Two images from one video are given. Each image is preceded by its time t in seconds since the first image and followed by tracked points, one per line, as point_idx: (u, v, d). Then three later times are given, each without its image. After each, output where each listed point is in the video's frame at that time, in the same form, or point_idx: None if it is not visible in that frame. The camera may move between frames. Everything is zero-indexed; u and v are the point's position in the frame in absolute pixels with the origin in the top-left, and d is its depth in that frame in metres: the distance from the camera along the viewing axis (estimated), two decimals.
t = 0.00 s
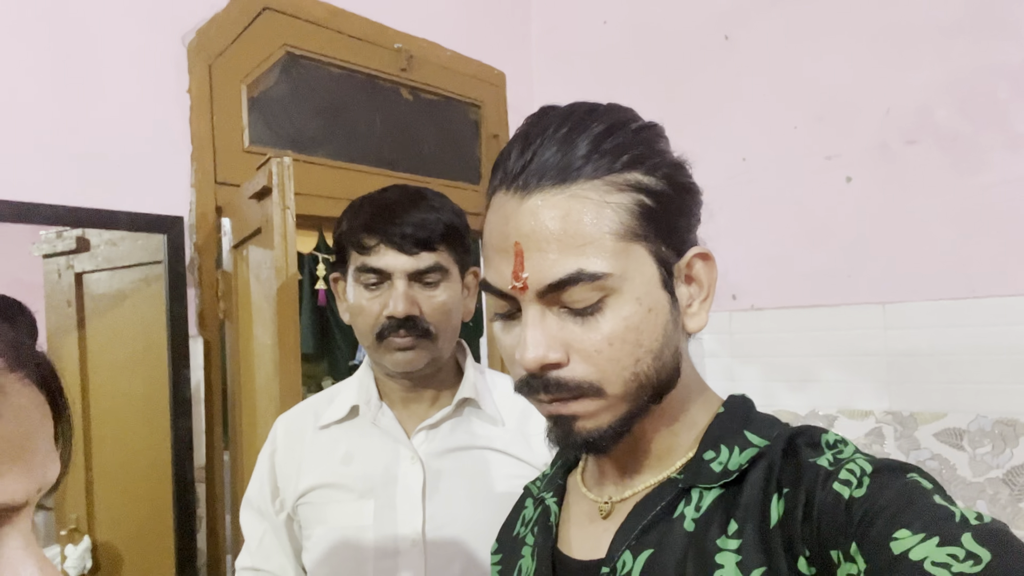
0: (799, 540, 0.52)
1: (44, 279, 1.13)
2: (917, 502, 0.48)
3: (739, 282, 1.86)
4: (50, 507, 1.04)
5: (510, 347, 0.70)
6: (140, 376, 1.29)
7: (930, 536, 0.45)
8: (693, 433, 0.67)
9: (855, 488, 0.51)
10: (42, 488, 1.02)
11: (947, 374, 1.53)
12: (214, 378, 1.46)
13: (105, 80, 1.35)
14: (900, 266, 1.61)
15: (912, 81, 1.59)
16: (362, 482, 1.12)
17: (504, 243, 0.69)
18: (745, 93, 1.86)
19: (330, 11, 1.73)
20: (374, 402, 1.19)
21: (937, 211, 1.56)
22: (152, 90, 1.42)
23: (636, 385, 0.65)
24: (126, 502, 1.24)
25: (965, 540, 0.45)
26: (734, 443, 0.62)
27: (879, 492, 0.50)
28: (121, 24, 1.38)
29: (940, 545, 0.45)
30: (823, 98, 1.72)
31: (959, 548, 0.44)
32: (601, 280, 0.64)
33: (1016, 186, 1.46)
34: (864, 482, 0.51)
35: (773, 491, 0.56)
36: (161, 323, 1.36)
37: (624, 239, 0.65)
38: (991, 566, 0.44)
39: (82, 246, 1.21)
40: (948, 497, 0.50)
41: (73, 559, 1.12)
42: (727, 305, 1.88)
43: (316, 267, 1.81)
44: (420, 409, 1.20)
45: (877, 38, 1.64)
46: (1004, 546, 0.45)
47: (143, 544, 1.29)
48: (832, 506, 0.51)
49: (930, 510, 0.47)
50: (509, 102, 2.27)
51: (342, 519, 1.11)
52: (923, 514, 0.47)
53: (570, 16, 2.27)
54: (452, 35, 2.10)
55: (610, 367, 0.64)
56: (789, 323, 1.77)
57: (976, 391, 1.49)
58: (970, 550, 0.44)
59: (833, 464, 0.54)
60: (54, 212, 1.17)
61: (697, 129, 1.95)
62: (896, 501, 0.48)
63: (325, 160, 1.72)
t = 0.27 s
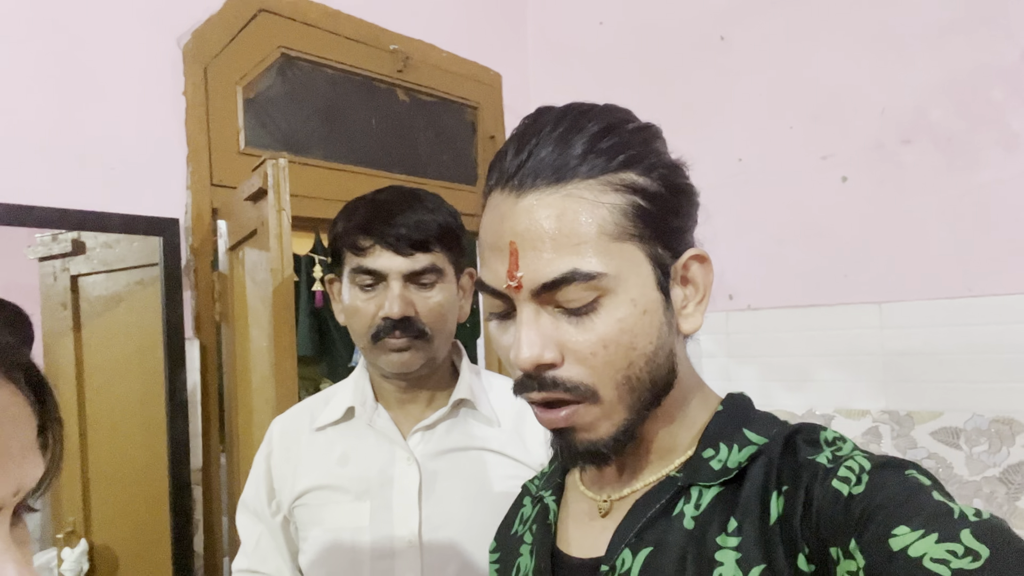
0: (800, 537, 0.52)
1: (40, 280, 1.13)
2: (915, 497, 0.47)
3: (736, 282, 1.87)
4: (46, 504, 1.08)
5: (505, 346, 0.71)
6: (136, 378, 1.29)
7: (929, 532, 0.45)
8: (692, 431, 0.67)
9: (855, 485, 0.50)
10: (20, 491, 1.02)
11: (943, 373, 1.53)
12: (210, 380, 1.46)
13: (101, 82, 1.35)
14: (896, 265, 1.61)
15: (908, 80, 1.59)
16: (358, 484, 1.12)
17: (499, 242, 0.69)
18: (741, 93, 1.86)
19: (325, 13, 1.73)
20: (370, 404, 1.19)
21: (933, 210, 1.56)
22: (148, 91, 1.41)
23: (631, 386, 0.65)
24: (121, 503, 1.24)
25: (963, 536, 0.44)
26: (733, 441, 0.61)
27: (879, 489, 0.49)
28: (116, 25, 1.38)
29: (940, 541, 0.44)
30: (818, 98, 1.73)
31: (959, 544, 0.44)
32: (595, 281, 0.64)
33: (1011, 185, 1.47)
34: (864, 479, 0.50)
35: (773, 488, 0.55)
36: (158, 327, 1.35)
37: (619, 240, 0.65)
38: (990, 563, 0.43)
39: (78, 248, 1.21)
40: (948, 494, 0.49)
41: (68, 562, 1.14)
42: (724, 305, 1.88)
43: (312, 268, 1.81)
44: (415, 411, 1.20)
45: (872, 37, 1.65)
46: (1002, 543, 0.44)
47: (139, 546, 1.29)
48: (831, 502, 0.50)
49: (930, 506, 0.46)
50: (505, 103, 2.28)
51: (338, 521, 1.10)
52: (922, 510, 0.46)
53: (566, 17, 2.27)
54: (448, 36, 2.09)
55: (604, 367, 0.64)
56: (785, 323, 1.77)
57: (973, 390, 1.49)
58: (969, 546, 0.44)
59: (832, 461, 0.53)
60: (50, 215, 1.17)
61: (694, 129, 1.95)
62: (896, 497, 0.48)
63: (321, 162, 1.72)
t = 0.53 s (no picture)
0: (804, 546, 0.51)
1: (33, 281, 1.16)
2: (919, 504, 0.47)
3: (733, 280, 1.87)
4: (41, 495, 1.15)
5: (506, 357, 0.70)
6: (131, 380, 1.28)
7: (933, 540, 0.45)
8: (692, 439, 0.67)
9: (858, 492, 0.50)
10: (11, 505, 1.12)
11: (940, 371, 1.53)
12: (207, 381, 1.45)
13: (94, 81, 1.33)
14: (895, 263, 1.61)
15: (905, 78, 1.59)
16: (356, 487, 1.12)
17: (498, 253, 0.68)
18: (737, 91, 1.86)
19: (321, 10, 1.72)
20: (368, 407, 1.19)
21: (930, 209, 1.56)
22: (142, 91, 1.40)
23: (633, 396, 0.64)
24: (117, 503, 1.24)
25: (968, 544, 0.44)
26: (735, 448, 0.61)
27: (881, 496, 0.49)
28: (109, 24, 1.37)
29: (944, 549, 0.44)
30: (816, 96, 1.72)
31: (963, 552, 0.44)
32: (596, 290, 0.64)
33: (1008, 183, 1.47)
34: (867, 486, 0.50)
35: (774, 496, 0.55)
36: (154, 327, 1.33)
37: (619, 249, 0.64)
38: (995, 570, 0.43)
39: (72, 248, 1.21)
40: (951, 500, 0.49)
41: (66, 563, 1.18)
42: (722, 304, 1.88)
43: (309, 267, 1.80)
44: (415, 413, 1.20)
45: (869, 35, 1.65)
46: (1007, 550, 0.44)
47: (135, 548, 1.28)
48: (834, 510, 0.50)
49: (934, 514, 0.46)
50: (503, 100, 2.26)
51: (336, 526, 1.09)
52: (926, 518, 0.46)
53: (563, 13, 2.26)
54: (445, 33, 2.08)
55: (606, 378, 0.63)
56: (783, 321, 1.77)
57: (970, 388, 1.50)
58: (973, 554, 0.44)
59: (834, 468, 0.53)
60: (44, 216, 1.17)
61: (691, 126, 1.95)
62: (899, 505, 0.47)
63: (318, 161, 1.71)
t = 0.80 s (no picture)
0: (807, 544, 0.51)
1: (31, 282, 1.15)
2: (923, 502, 0.47)
3: (731, 281, 1.87)
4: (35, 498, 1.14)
5: (508, 355, 0.70)
6: (128, 381, 1.28)
7: (937, 537, 0.45)
8: (695, 438, 0.67)
9: (861, 490, 0.50)
10: None
11: (938, 372, 1.53)
12: (205, 382, 1.45)
13: (92, 81, 1.33)
14: (893, 264, 1.61)
15: (903, 79, 1.60)
16: (357, 488, 1.11)
17: (501, 251, 0.68)
18: (735, 92, 1.86)
19: (319, 12, 1.72)
20: (369, 407, 1.18)
21: (928, 209, 1.56)
22: (140, 91, 1.40)
23: (635, 394, 0.64)
24: (113, 505, 1.24)
25: (972, 542, 0.44)
26: (738, 446, 0.61)
27: (885, 494, 0.49)
28: (107, 24, 1.36)
29: (948, 546, 0.44)
30: (814, 97, 1.73)
31: (966, 549, 0.44)
32: (597, 288, 0.64)
33: (1006, 184, 1.47)
34: (870, 484, 0.50)
35: (778, 494, 0.55)
36: (152, 328, 1.33)
37: (621, 246, 0.64)
38: (1000, 567, 0.43)
39: (70, 249, 1.20)
40: (955, 498, 0.49)
41: (62, 566, 1.16)
42: (720, 305, 1.88)
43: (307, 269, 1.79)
44: (415, 414, 1.19)
45: (867, 36, 1.65)
46: (1011, 547, 0.44)
47: (133, 550, 1.28)
48: (837, 507, 0.50)
49: (938, 511, 0.46)
50: (501, 101, 2.26)
51: (336, 527, 1.09)
52: (930, 515, 0.46)
53: (561, 15, 2.26)
54: (443, 34, 2.08)
55: (608, 375, 0.63)
56: (781, 322, 1.77)
57: (969, 388, 1.50)
58: (978, 551, 0.44)
59: (838, 466, 0.53)
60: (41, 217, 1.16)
61: (689, 128, 1.95)
62: (903, 502, 0.47)
63: (317, 162, 1.71)
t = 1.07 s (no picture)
0: (809, 543, 0.51)
1: (31, 286, 1.14)
2: (925, 502, 0.47)
3: (731, 284, 1.87)
4: (35, 502, 1.13)
5: (511, 352, 0.70)
6: (128, 383, 1.28)
7: (939, 536, 0.45)
8: (697, 437, 0.67)
9: (863, 489, 0.50)
10: None
11: (938, 375, 1.54)
12: (205, 384, 1.44)
13: (93, 84, 1.33)
14: (892, 267, 1.61)
15: (902, 83, 1.60)
16: (357, 490, 1.11)
17: (505, 247, 0.68)
18: (735, 95, 1.87)
19: (320, 15, 1.72)
20: (370, 408, 1.18)
21: (927, 212, 1.57)
22: (141, 94, 1.40)
23: (638, 392, 0.64)
24: (112, 508, 1.24)
25: (974, 541, 0.44)
26: (739, 445, 0.61)
27: (887, 493, 0.49)
28: (108, 27, 1.37)
29: (950, 546, 0.44)
30: (813, 100, 1.73)
31: (968, 549, 0.44)
32: (602, 285, 0.64)
33: (1005, 187, 1.47)
34: (872, 483, 0.50)
35: (779, 493, 0.55)
36: (152, 331, 1.33)
37: (626, 244, 0.65)
38: (1002, 567, 0.43)
39: (70, 252, 1.20)
40: (957, 498, 0.49)
41: (61, 569, 1.16)
42: (720, 308, 1.89)
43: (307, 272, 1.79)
44: (416, 415, 1.19)
45: (865, 40, 1.66)
46: (1013, 547, 0.44)
47: (132, 552, 1.28)
48: (839, 507, 0.50)
49: (940, 510, 0.46)
50: (500, 105, 2.27)
51: (337, 528, 1.09)
52: (932, 514, 0.46)
53: (561, 19, 2.27)
54: (444, 38, 2.09)
55: (612, 373, 0.63)
56: (781, 325, 1.77)
57: (968, 391, 1.50)
58: (980, 551, 0.43)
59: (840, 465, 0.53)
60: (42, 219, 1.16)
61: (689, 131, 1.95)
62: (905, 501, 0.47)
63: (318, 165, 1.71)
